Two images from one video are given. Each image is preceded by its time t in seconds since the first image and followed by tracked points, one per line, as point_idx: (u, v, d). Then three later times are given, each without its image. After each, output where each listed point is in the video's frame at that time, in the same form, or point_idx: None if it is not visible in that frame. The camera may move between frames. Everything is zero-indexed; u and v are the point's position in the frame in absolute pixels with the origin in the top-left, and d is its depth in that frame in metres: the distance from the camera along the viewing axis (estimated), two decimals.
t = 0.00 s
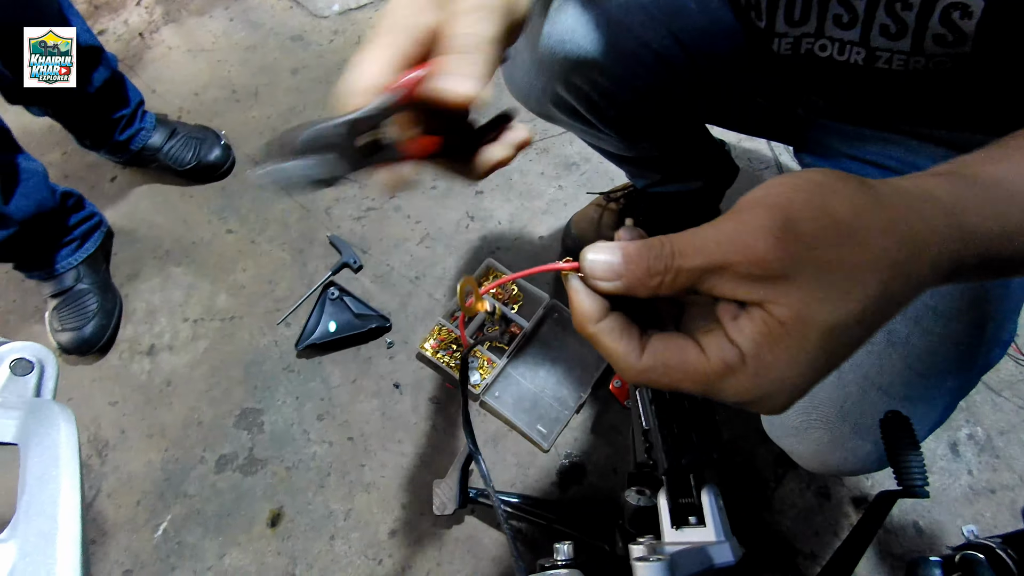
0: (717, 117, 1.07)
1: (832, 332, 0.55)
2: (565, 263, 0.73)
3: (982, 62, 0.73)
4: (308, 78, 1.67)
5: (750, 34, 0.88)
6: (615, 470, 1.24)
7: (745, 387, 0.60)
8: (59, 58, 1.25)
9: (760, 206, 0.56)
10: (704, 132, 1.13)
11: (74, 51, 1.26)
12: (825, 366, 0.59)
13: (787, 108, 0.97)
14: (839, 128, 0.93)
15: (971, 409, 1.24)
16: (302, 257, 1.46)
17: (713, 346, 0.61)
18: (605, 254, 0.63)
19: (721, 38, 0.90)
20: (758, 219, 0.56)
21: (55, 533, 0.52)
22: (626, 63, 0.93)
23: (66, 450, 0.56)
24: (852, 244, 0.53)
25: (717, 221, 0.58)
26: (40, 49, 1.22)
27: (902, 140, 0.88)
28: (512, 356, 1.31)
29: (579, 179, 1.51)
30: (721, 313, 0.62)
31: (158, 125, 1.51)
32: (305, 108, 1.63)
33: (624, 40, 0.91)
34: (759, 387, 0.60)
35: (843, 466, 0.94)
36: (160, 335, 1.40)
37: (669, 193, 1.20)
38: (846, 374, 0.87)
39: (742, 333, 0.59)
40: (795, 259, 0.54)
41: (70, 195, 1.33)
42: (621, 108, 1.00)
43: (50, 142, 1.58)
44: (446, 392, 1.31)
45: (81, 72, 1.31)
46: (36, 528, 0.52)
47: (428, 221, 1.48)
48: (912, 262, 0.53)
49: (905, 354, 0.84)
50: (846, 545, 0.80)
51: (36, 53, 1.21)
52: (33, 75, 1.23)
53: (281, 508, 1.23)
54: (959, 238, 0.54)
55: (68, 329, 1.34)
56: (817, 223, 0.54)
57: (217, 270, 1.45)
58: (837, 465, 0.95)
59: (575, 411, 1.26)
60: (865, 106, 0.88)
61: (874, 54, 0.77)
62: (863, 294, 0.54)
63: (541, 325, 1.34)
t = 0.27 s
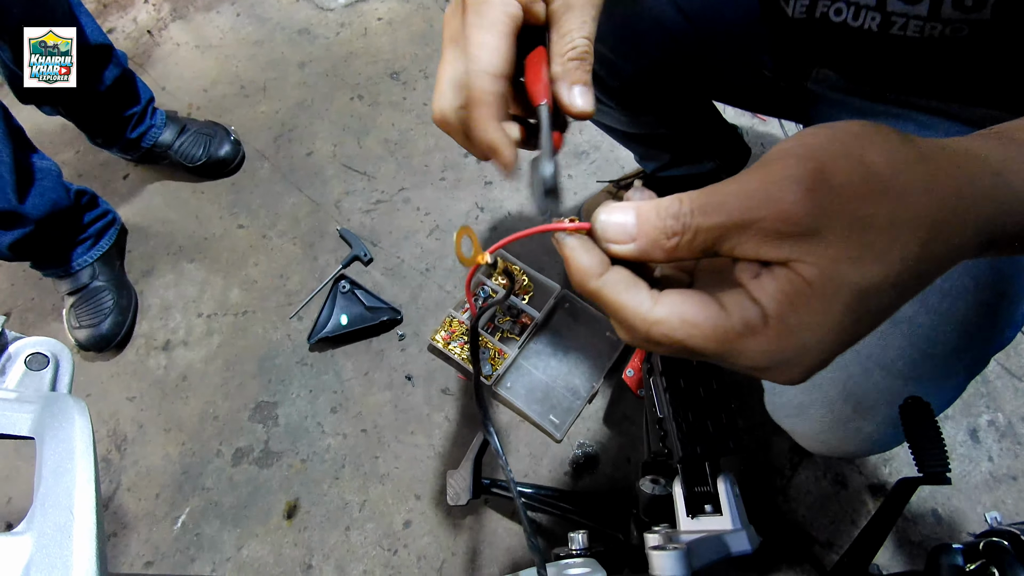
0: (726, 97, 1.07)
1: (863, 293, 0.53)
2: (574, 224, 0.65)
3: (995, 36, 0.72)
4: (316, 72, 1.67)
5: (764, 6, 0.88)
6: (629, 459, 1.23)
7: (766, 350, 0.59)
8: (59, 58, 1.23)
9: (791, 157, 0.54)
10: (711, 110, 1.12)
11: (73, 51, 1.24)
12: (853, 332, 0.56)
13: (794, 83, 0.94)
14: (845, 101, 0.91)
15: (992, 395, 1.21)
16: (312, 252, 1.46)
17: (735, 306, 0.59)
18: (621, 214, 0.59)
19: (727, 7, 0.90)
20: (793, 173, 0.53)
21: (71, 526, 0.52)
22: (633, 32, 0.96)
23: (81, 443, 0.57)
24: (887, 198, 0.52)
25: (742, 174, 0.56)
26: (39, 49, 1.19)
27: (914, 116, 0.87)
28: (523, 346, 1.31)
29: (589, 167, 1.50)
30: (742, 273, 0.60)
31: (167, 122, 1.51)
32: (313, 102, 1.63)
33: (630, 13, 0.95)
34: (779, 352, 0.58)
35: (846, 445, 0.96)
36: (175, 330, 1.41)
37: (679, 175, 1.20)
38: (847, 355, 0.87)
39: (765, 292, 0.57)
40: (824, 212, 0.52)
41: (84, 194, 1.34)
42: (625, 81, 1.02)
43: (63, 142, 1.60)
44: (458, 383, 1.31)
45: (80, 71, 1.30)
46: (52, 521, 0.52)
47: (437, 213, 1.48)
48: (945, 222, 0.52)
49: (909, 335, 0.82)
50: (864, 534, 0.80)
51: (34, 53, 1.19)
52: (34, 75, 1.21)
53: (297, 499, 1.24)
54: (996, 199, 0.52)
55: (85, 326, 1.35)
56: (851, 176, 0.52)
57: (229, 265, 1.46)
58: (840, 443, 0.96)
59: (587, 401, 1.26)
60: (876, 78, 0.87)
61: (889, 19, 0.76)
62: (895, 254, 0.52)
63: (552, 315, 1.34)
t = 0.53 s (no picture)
0: (722, 93, 1.07)
1: (894, 316, 0.54)
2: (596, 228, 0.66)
3: (994, 30, 0.74)
4: (315, 72, 1.67)
5: None
6: (630, 459, 1.23)
7: (798, 370, 0.58)
8: (59, 58, 1.23)
9: (823, 176, 0.55)
10: (710, 108, 1.11)
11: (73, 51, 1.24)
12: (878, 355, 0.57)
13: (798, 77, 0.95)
14: (849, 96, 0.91)
15: (992, 394, 1.21)
16: (312, 252, 1.46)
17: (769, 324, 0.58)
18: (645, 217, 0.58)
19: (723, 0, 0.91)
20: (824, 189, 0.55)
21: (71, 527, 0.52)
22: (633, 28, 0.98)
23: (81, 444, 0.57)
24: (914, 223, 0.54)
25: (775, 191, 0.57)
26: (40, 49, 1.20)
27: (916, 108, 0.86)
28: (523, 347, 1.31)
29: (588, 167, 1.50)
30: (771, 291, 0.60)
31: (167, 123, 1.51)
32: (313, 102, 1.63)
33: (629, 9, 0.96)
34: (809, 373, 0.58)
35: (856, 441, 0.96)
36: (175, 331, 1.41)
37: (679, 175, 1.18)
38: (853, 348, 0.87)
39: (797, 311, 0.57)
40: (859, 233, 0.53)
41: (83, 195, 1.34)
42: (621, 76, 1.03)
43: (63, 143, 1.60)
44: (458, 384, 1.31)
45: (81, 73, 1.31)
46: (52, 522, 0.52)
47: (437, 213, 1.48)
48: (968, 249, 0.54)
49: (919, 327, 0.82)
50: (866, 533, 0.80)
51: (35, 54, 1.19)
52: (33, 75, 1.21)
53: (297, 500, 1.24)
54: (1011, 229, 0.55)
55: (85, 327, 1.35)
56: (883, 200, 0.54)
57: (230, 266, 1.46)
58: (849, 439, 0.96)
59: (588, 401, 1.26)
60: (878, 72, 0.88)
61: (892, 12, 0.77)
62: (923, 278, 0.54)
63: (552, 315, 1.34)
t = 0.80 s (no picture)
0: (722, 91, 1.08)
1: (880, 315, 0.55)
2: (587, 228, 0.66)
3: (997, 25, 0.73)
4: (314, 70, 1.66)
5: None
6: (628, 458, 1.23)
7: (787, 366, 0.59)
8: (59, 58, 1.23)
9: (813, 177, 0.56)
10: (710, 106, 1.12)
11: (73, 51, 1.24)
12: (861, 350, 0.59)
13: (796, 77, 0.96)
14: (845, 94, 0.91)
15: (988, 394, 1.22)
16: (311, 250, 1.46)
17: (759, 322, 0.59)
18: (638, 215, 0.58)
19: None
20: (815, 190, 0.55)
21: (69, 525, 0.52)
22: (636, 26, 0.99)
23: (79, 442, 0.57)
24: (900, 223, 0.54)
25: (764, 192, 0.57)
26: (40, 49, 1.19)
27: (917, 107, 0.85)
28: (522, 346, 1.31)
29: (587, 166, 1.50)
30: (760, 289, 0.60)
31: (166, 121, 1.51)
32: (311, 100, 1.63)
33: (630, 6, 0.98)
34: (796, 369, 0.59)
35: (854, 438, 0.96)
36: (173, 329, 1.41)
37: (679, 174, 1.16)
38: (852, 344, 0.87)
39: (785, 309, 0.58)
40: (847, 233, 0.53)
41: (81, 192, 1.34)
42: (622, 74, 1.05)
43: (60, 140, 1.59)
44: (457, 382, 1.31)
45: (92, 66, 1.32)
46: (50, 520, 0.52)
47: (436, 212, 1.47)
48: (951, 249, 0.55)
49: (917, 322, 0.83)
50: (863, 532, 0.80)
51: (35, 54, 1.19)
52: (33, 75, 1.21)
53: (296, 498, 1.24)
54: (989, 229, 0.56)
55: (83, 325, 1.34)
56: (869, 201, 0.54)
57: (228, 264, 1.46)
58: (848, 437, 0.96)
59: (586, 400, 1.26)
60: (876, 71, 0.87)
61: (887, 16, 0.78)
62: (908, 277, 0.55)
63: (551, 314, 1.34)
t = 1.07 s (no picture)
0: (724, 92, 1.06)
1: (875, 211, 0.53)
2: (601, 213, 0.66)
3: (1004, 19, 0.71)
4: (315, 69, 1.66)
5: None
6: (629, 457, 1.23)
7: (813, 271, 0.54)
8: (59, 58, 1.23)
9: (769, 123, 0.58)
10: (711, 106, 1.11)
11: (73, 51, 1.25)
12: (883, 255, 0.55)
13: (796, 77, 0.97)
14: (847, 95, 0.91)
15: (991, 392, 1.21)
16: (311, 250, 1.46)
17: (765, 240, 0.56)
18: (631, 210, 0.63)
19: None
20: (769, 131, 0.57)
21: (70, 524, 0.52)
22: (631, 25, 0.98)
23: (80, 441, 0.57)
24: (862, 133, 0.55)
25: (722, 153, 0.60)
26: (40, 49, 1.19)
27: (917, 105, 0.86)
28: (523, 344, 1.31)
29: (588, 164, 1.49)
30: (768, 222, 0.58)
31: (166, 120, 1.51)
32: (312, 99, 1.63)
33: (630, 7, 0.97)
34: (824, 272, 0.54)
35: (858, 438, 0.96)
36: (174, 328, 1.41)
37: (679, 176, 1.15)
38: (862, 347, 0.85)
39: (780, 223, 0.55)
40: (806, 142, 0.54)
41: (76, 185, 1.34)
42: (621, 76, 1.03)
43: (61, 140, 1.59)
44: (458, 381, 1.31)
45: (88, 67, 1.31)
46: (51, 519, 0.52)
47: (436, 211, 1.47)
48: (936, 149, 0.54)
49: (924, 321, 0.82)
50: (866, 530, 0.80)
51: (35, 54, 1.19)
52: (33, 75, 1.21)
53: (297, 497, 1.25)
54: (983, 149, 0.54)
55: (76, 316, 1.36)
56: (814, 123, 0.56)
57: (229, 263, 1.46)
58: (852, 437, 0.97)
59: (587, 399, 1.25)
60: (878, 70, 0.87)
61: (888, 13, 0.77)
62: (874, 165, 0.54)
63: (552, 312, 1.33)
